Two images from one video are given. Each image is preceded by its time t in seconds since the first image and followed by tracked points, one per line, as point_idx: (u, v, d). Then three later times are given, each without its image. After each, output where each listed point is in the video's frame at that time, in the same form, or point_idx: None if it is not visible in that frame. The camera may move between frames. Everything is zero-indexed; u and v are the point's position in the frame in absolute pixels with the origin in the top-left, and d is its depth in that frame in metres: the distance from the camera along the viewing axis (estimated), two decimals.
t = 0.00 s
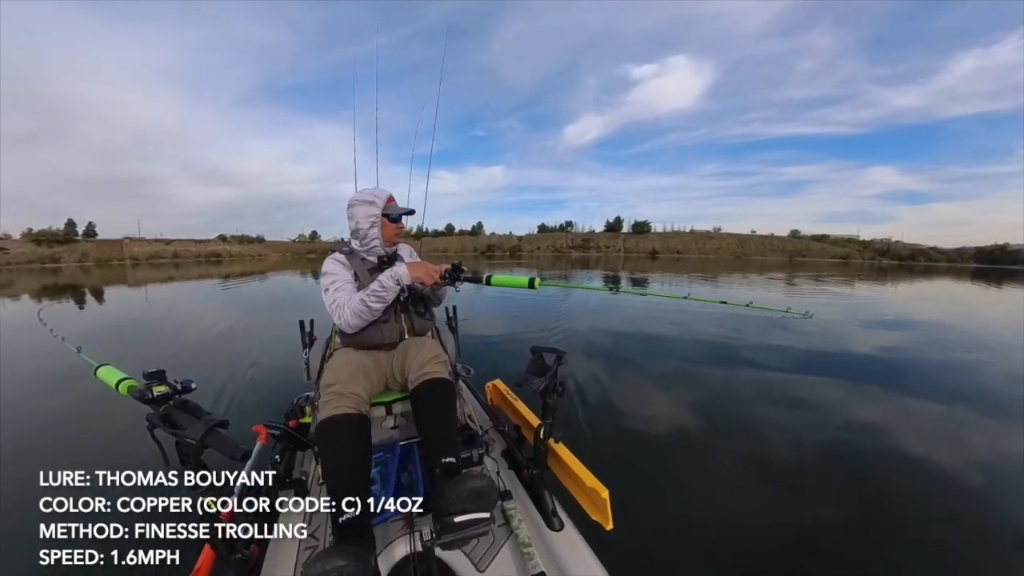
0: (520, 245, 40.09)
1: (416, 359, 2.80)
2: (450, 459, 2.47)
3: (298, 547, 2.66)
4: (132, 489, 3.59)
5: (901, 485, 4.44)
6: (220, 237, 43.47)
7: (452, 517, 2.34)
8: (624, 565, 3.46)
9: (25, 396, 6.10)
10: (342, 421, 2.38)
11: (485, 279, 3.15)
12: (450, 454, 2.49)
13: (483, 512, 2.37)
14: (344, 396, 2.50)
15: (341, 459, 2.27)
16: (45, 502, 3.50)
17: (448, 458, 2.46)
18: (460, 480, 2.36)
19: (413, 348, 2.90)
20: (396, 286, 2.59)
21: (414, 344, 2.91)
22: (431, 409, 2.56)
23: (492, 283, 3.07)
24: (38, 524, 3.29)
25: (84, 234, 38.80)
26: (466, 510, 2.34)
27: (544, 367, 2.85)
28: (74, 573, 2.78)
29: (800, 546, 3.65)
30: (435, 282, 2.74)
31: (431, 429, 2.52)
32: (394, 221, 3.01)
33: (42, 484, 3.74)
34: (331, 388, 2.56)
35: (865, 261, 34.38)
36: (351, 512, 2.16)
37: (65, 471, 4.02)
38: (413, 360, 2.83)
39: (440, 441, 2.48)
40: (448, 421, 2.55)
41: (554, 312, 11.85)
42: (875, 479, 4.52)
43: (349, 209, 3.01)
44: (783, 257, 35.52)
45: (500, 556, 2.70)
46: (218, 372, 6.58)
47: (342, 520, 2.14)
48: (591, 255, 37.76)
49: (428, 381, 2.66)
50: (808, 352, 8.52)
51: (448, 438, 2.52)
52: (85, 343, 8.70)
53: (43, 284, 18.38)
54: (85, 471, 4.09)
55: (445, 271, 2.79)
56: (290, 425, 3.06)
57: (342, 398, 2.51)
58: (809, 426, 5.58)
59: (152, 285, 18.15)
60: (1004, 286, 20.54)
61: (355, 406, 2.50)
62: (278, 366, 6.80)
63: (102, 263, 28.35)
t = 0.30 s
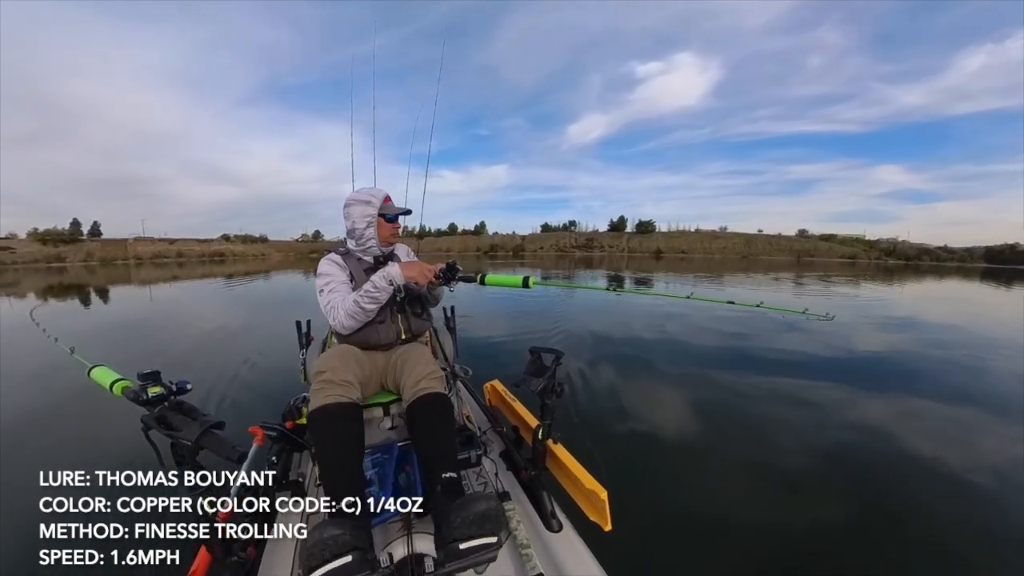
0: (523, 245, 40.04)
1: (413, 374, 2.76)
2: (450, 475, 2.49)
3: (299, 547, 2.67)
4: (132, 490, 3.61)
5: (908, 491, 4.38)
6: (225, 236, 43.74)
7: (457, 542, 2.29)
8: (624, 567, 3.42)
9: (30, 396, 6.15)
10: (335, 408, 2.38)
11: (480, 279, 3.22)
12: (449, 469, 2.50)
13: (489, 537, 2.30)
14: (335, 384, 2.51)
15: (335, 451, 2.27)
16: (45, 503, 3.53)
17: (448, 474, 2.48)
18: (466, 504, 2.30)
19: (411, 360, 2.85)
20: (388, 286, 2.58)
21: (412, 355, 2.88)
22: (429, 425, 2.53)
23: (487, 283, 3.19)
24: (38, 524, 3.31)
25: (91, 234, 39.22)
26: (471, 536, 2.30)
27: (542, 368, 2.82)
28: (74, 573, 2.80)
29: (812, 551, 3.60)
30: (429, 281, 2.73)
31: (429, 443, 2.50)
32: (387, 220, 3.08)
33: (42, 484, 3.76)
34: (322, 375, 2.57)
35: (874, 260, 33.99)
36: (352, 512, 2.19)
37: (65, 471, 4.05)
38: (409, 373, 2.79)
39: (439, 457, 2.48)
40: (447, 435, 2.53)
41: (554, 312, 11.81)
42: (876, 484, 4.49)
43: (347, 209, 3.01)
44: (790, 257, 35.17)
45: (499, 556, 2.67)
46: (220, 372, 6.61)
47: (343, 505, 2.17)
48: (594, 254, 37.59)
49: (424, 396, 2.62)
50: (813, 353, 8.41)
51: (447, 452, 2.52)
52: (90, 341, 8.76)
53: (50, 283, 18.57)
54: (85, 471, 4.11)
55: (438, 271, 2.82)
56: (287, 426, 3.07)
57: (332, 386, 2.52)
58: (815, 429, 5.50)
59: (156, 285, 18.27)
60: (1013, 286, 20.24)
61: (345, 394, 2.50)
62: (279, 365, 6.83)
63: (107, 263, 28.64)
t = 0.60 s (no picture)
0: (526, 245, 39.96)
1: (417, 346, 2.75)
2: (445, 446, 2.50)
3: (298, 547, 2.68)
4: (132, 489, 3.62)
5: (916, 494, 4.32)
6: (229, 236, 43.94)
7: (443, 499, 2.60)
8: (624, 567, 3.40)
9: (34, 395, 6.19)
10: (346, 445, 2.33)
11: (481, 279, 3.21)
12: (444, 441, 2.51)
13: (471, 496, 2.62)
14: (343, 416, 2.44)
15: (342, 475, 2.26)
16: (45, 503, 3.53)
17: (443, 445, 2.49)
18: (454, 467, 2.53)
19: (413, 338, 2.84)
20: (389, 285, 2.57)
21: (413, 333, 2.85)
22: (432, 399, 2.53)
23: (487, 284, 3.16)
24: (38, 524, 3.32)
25: (97, 234, 39.53)
26: (457, 494, 2.53)
27: (543, 367, 2.80)
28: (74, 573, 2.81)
29: (817, 553, 3.56)
30: (430, 280, 2.74)
31: (428, 414, 2.52)
32: (392, 220, 3.03)
33: (42, 484, 3.76)
34: (330, 407, 2.49)
35: (883, 261, 33.60)
36: (352, 513, 2.19)
37: (65, 471, 4.05)
38: (412, 348, 2.78)
39: (434, 431, 2.49)
40: (445, 411, 2.53)
41: (556, 312, 11.76)
42: (881, 485, 4.44)
43: (349, 208, 3.00)
44: (797, 257, 34.82)
45: (499, 557, 2.65)
46: (221, 371, 6.64)
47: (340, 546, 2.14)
48: (598, 254, 37.40)
49: (429, 367, 2.62)
50: (819, 354, 8.30)
51: (444, 425, 2.53)
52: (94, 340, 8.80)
53: (56, 282, 18.73)
54: (85, 471, 4.11)
55: (440, 271, 2.83)
56: (286, 426, 3.06)
57: (342, 418, 2.46)
58: (820, 431, 5.43)
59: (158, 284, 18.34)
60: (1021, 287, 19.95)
61: (353, 425, 2.44)
62: (280, 365, 6.84)
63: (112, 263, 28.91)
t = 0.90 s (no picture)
0: (529, 245, 39.86)
1: (407, 375, 2.72)
2: (446, 476, 2.46)
3: (299, 547, 2.66)
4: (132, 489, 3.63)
5: (924, 498, 4.26)
6: (233, 236, 44.13)
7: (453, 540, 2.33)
8: (623, 569, 3.36)
9: (37, 394, 6.23)
10: (337, 412, 2.32)
11: (478, 279, 3.19)
12: (444, 471, 2.48)
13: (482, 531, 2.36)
14: (334, 384, 2.46)
15: (333, 454, 2.24)
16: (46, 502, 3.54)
17: (442, 475, 2.46)
18: (459, 498, 2.34)
19: (404, 363, 2.82)
20: (387, 286, 2.54)
21: (404, 358, 2.83)
22: (426, 424, 2.50)
23: (484, 282, 3.14)
24: (38, 524, 3.34)
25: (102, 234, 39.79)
26: (465, 529, 2.32)
27: (540, 369, 2.80)
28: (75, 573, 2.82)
29: (820, 556, 3.52)
30: (427, 280, 2.73)
31: (426, 442, 2.48)
32: (392, 222, 3.06)
33: (43, 484, 3.77)
34: (322, 375, 2.52)
35: (891, 260, 33.21)
36: (352, 512, 2.16)
37: (65, 471, 4.06)
38: (404, 373, 2.76)
39: (432, 460, 2.45)
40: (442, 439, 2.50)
41: (556, 313, 11.70)
42: (884, 487, 4.39)
43: (349, 207, 2.98)
44: (803, 257, 34.39)
45: (496, 560, 2.62)
46: (222, 371, 6.65)
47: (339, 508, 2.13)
48: (601, 253, 37.19)
49: (419, 396, 2.59)
50: (823, 354, 8.20)
51: (443, 455, 2.49)
52: (98, 339, 8.85)
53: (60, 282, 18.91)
54: (85, 471, 4.13)
55: (436, 269, 2.79)
56: (281, 427, 3.07)
57: (333, 387, 2.46)
58: (824, 433, 5.36)
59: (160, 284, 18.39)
60: None
61: (344, 395, 2.45)
62: (280, 364, 6.86)
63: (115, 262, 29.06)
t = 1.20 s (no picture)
0: (532, 245, 39.75)
1: (411, 364, 2.76)
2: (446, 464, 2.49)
3: (298, 547, 2.66)
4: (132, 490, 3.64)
5: (927, 500, 4.20)
6: (237, 236, 44.26)
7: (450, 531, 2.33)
8: (622, 569, 3.34)
9: (40, 394, 6.27)
10: (336, 424, 2.30)
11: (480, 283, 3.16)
12: (443, 459, 2.51)
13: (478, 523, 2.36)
14: (335, 396, 2.44)
15: (331, 459, 2.22)
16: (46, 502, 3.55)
17: (443, 463, 2.49)
18: (457, 492, 2.32)
19: (408, 354, 2.84)
20: (404, 306, 2.58)
21: (407, 350, 2.85)
22: (426, 415, 2.50)
23: (486, 288, 3.11)
24: (38, 524, 3.35)
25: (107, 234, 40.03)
26: (462, 523, 2.32)
27: (540, 369, 2.79)
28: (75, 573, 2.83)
29: (819, 556, 3.48)
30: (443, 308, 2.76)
31: (426, 433, 2.47)
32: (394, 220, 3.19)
33: (43, 484, 3.78)
34: (323, 387, 2.50)
35: (897, 260, 32.90)
36: (350, 511, 2.17)
37: (65, 471, 4.07)
38: (407, 364, 2.79)
39: (434, 449, 2.47)
40: (443, 428, 2.53)
41: (558, 313, 11.65)
42: (888, 488, 4.33)
43: (353, 208, 2.94)
44: (808, 257, 34.08)
45: (496, 561, 2.59)
46: (222, 371, 6.66)
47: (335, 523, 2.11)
48: (604, 253, 37.00)
49: (424, 382, 2.62)
50: (827, 355, 8.12)
51: (443, 444, 2.52)
52: (101, 339, 8.90)
53: (65, 281, 19.03)
54: (85, 471, 4.13)
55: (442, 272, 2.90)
56: (280, 428, 3.07)
57: (333, 399, 2.45)
58: (828, 434, 5.29)
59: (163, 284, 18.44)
60: None
61: (344, 407, 2.43)
62: (281, 364, 6.87)
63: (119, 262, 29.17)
